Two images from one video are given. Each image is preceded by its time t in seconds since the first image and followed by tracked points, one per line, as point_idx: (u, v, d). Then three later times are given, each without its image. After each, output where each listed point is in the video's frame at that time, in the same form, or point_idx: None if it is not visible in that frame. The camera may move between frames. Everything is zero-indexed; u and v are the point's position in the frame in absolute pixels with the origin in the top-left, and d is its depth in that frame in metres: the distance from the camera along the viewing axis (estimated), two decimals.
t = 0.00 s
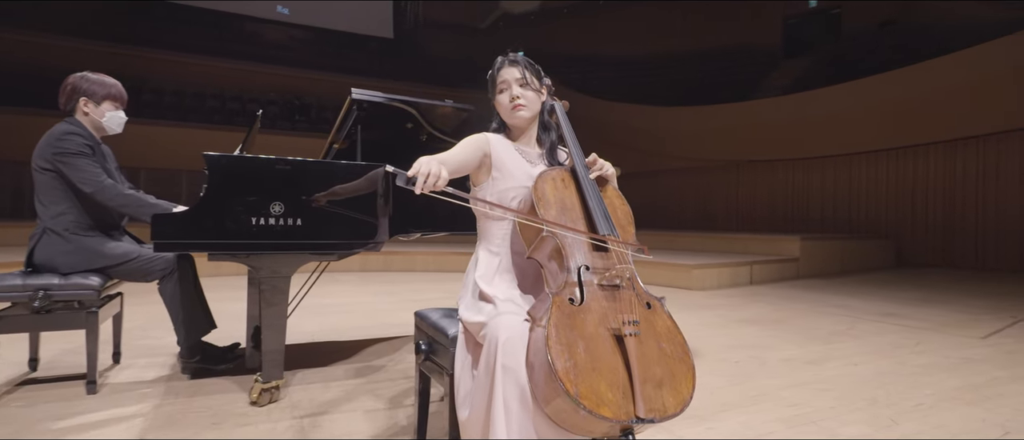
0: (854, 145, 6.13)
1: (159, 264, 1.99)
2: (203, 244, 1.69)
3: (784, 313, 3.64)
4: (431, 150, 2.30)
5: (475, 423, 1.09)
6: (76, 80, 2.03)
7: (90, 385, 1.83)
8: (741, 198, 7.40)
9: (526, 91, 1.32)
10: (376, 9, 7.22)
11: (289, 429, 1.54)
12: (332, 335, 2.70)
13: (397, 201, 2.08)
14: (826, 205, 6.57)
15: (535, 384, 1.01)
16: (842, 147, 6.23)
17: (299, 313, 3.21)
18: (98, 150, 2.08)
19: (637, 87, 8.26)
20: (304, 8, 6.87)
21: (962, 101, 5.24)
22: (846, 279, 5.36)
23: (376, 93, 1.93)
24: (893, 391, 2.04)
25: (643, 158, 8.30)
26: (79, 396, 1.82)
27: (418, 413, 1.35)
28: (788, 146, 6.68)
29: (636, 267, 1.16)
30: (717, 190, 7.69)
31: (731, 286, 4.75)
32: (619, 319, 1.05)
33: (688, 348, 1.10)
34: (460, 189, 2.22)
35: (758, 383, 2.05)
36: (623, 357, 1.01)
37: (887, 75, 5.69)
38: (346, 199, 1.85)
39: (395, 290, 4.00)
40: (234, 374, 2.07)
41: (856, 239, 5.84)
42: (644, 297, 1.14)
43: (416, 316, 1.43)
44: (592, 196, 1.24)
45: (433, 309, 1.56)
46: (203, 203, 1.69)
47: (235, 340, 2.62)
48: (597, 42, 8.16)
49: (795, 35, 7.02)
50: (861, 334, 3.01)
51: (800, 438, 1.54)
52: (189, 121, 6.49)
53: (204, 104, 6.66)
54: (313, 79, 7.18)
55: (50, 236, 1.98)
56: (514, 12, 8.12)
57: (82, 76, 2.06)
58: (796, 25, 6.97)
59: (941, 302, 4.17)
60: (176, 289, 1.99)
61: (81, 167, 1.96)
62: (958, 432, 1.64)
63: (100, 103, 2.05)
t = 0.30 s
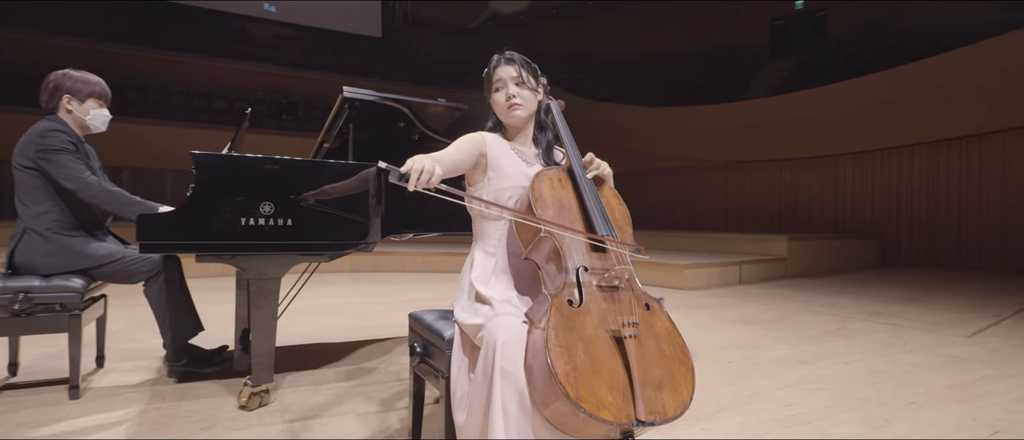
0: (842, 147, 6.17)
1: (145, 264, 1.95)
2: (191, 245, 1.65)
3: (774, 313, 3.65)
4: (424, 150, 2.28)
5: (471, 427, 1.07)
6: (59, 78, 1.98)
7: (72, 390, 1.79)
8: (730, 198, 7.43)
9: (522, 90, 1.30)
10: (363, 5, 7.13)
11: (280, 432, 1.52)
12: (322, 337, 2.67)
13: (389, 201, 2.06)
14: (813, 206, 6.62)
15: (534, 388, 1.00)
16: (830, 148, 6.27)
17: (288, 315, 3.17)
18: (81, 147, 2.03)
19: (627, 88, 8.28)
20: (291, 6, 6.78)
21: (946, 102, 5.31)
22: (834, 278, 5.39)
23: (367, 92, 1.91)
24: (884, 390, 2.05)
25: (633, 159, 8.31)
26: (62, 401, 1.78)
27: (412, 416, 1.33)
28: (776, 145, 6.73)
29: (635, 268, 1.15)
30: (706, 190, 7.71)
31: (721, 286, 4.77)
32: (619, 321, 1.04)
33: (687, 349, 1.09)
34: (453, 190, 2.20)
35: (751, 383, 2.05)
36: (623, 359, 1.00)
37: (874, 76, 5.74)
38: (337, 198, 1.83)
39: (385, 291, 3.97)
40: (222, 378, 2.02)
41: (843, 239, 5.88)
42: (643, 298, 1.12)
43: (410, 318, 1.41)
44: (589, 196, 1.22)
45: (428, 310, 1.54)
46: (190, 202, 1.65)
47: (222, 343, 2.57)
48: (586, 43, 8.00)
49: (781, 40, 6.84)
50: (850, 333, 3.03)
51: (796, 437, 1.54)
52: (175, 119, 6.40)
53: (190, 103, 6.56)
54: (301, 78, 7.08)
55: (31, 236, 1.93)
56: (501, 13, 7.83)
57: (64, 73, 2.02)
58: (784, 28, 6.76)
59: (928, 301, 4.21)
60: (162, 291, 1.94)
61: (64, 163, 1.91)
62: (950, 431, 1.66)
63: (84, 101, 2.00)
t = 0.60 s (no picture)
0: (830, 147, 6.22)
1: (130, 265, 1.91)
2: (178, 246, 1.62)
3: (765, 312, 3.67)
4: (416, 149, 2.26)
5: (469, 430, 1.05)
6: (42, 75, 1.93)
7: (55, 395, 1.74)
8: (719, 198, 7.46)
9: (519, 89, 1.29)
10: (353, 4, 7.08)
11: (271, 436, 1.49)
12: (312, 339, 2.63)
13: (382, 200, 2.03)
14: (801, 206, 6.66)
15: (534, 390, 0.98)
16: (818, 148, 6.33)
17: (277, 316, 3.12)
18: (64, 145, 1.98)
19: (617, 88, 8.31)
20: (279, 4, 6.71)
21: (931, 103, 5.39)
22: (822, 278, 5.44)
23: (360, 90, 1.87)
24: (876, 389, 2.06)
25: (623, 159, 8.33)
26: (45, 406, 1.74)
27: (407, 419, 1.31)
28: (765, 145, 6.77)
29: (634, 268, 1.14)
30: (695, 190, 7.74)
31: (711, 285, 4.79)
32: (619, 322, 1.03)
33: (686, 350, 1.08)
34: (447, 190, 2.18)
35: (745, 383, 2.05)
36: (623, 361, 0.99)
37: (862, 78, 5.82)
38: (329, 198, 1.81)
39: (374, 292, 3.93)
40: (210, 381, 1.99)
41: (831, 239, 5.93)
42: (642, 299, 1.11)
43: (405, 320, 1.39)
44: (587, 195, 1.21)
45: (423, 312, 1.52)
46: (178, 202, 1.61)
47: (209, 345, 2.52)
48: (578, 42, 8.10)
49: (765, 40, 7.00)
50: (840, 332, 3.05)
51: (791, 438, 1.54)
52: (160, 118, 6.31)
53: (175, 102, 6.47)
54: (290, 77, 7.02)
55: (12, 236, 1.87)
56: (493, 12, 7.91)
57: (48, 70, 1.97)
58: (772, 28, 6.94)
59: (914, 300, 4.27)
60: (148, 293, 1.90)
61: (46, 159, 1.86)
62: (942, 429, 1.67)
63: (68, 98, 1.96)
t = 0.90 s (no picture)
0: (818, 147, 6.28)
1: (115, 268, 1.87)
2: (167, 246, 1.58)
3: (755, 311, 3.69)
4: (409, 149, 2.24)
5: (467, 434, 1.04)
6: (27, 72, 1.89)
7: (38, 400, 1.70)
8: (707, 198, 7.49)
9: (516, 88, 1.27)
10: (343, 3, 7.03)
11: None
12: (302, 340, 2.60)
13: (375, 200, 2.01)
14: (789, 206, 6.71)
15: (534, 393, 0.96)
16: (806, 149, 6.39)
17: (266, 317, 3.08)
18: (47, 143, 1.94)
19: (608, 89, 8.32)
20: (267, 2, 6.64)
21: (918, 104, 5.46)
22: (810, 278, 5.47)
23: (352, 88, 1.85)
24: (868, 387, 2.07)
25: (613, 159, 8.34)
26: (28, 412, 1.70)
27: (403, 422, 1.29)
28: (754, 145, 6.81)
29: (634, 268, 1.13)
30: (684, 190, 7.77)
31: (701, 285, 4.80)
32: (619, 323, 1.01)
33: (686, 351, 1.07)
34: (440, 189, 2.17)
35: (739, 382, 2.05)
36: (624, 363, 0.97)
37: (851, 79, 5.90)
38: (321, 197, 1.78)
39: (364, 292, 3.90)
40: (199, 384, 1.95)
41: (818, 239, 5.98)
42: (641, 300, 1.10)
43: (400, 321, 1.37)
44: (586, 195, 1.20)
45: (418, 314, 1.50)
46: (166, 202, 1.58)
47: (197, 347, 2.48)
48: (567, 42, 8.11)
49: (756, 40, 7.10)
50: (830, 332, 3.07)
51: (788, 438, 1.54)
52: (144, 116, 6.21)
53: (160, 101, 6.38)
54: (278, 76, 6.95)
55: None
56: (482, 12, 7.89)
57: (33, 67, 1.92)
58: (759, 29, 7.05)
59: (901, 299, 4.30)
60: (133, 295, 1.86)
61: (28, 155, 1.82)
62: (936, 428, 1.67)
63: (53, 96, 1.91)
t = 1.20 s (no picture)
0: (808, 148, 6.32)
1: (102, 268, 1.82)
2: (156, 247, 1.55)
3: (746, 311, 3.70)
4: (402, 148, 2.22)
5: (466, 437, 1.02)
6: (13, 69, 1.84)
7: (22, 405, 1.66)
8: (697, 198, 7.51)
9: (516, 87, 1.25)
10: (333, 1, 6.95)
11: None
12: (293, 342, 2.56)
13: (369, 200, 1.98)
14: (778, 205, 6.75)
15: (534, 395, 0.95)
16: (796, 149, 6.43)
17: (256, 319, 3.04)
18: (31, 141, 1.89)
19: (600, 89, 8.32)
20: None
21: (908, 105, 5.51)
22: (798, 278, 5.51)
23: (346, 87, 1.83)
24: (862, 387, 2.07)
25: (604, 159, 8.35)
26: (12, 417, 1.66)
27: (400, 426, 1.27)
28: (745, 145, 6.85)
29: (634, 269, 1.12)
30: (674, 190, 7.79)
31: (692, 285, 4.81)
32: (621, 325, 1.00)
33: (687, 352, 1.06)
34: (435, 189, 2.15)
35: (734, 382, 2.05)
36: (626, 364, 0.96)
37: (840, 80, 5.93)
38: (314, 197, 1.75)
39: (356, 293, 3.86)
40: (189, 388, 1.92)
41: (807, 239, 6.02)
42: (642, 300, 1.09)
43: (397, 323, 1.35)
44: (585, 195, 1.19)
45: (415, 315, 1.48)
46: (155, 202, 1.54)
47: (186, 350, 2.44)
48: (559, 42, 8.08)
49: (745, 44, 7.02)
50: (822, 331, 3.08)
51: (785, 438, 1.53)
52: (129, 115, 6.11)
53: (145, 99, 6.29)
54: (267, 75, 6.87)
55: None
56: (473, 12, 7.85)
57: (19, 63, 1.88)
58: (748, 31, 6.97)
59: (891, 298, 4.33)
60: (121, 296, 1.82)
61: (11, 151, 1.77)
62: (930, 427, 1.68)
63: (39, 96, 1.87)
